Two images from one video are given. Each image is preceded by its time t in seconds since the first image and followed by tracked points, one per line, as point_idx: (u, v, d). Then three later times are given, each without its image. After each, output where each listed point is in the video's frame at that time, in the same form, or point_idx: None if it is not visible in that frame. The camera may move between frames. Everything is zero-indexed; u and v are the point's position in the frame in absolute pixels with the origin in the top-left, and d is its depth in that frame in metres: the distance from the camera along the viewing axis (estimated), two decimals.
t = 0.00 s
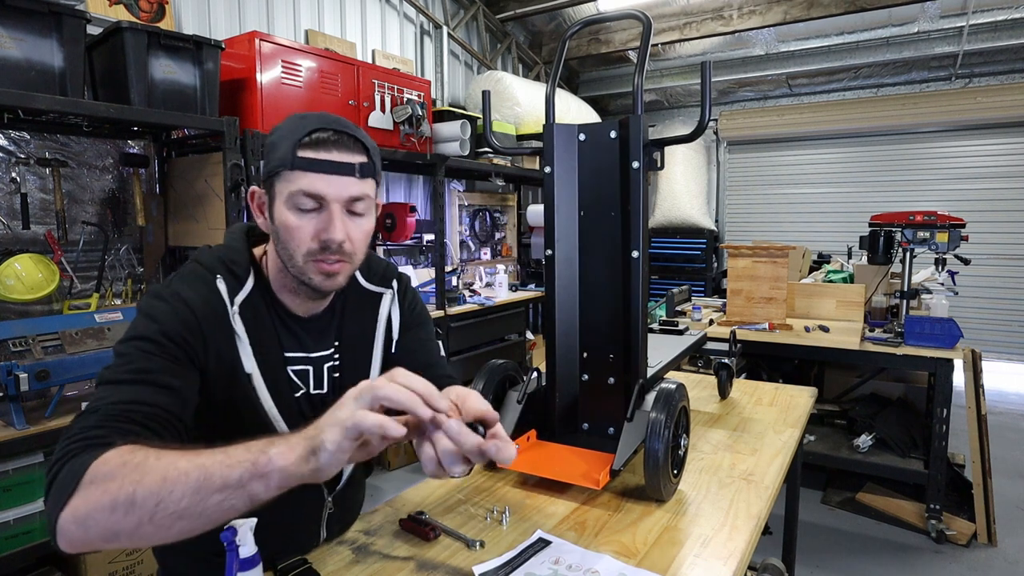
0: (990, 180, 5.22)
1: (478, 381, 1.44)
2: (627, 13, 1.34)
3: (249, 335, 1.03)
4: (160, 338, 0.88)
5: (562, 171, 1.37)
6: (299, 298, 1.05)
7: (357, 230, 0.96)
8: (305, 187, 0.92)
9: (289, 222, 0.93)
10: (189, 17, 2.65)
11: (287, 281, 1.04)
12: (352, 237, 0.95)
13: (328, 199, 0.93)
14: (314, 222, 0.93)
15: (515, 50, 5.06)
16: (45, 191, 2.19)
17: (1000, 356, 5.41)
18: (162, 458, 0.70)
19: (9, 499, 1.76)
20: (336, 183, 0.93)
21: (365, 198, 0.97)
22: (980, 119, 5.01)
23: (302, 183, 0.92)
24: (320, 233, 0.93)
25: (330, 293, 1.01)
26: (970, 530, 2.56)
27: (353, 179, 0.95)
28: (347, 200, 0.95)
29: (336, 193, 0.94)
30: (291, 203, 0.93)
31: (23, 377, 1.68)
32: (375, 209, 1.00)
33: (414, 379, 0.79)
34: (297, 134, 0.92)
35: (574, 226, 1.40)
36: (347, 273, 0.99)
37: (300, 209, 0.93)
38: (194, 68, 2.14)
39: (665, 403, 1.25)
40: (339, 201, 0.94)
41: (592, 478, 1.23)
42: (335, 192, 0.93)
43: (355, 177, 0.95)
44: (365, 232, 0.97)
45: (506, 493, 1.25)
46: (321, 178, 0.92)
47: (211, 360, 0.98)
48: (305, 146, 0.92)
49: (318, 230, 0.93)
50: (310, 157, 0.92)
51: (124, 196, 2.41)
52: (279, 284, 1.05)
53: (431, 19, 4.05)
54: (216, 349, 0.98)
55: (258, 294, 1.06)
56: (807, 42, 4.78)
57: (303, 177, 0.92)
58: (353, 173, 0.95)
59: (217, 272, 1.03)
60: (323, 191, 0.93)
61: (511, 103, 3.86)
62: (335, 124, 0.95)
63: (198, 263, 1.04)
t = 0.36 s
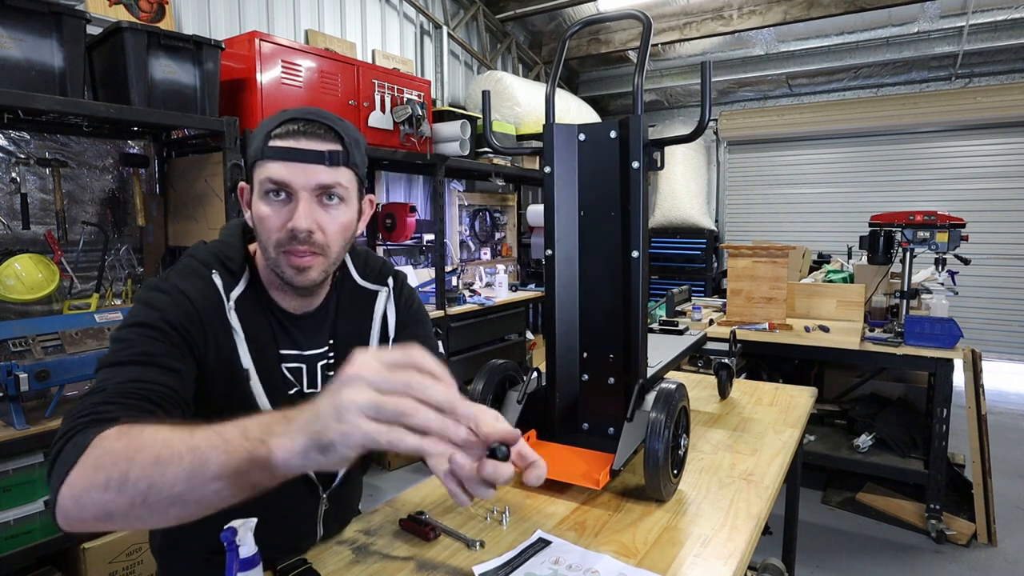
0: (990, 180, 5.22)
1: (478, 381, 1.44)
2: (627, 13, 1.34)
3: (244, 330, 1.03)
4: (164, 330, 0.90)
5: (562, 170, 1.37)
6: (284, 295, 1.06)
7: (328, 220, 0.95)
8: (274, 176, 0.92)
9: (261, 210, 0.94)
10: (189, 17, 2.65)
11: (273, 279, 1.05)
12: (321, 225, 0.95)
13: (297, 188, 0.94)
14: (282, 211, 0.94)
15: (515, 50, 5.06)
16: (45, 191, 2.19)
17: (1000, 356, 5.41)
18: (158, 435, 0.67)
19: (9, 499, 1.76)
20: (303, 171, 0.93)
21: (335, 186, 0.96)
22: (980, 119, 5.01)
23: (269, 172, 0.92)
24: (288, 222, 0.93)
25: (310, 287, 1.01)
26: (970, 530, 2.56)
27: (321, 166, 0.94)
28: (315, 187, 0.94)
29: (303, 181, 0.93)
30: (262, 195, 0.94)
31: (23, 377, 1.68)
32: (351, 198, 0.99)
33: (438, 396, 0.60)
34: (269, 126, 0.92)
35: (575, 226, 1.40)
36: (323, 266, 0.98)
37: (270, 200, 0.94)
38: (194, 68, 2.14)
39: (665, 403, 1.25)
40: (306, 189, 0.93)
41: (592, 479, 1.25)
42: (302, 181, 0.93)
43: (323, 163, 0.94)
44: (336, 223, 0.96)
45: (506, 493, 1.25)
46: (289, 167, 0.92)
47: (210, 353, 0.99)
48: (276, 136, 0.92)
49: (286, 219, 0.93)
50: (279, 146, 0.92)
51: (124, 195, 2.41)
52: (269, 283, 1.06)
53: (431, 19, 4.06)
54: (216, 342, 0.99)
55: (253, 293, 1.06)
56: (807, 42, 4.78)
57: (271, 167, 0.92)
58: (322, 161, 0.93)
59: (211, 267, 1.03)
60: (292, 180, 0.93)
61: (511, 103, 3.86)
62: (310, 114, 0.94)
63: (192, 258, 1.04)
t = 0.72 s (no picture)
0: (990, 180, 5.22)
1: (478, 381, 1.44)
2: (627, 13, 1.34)
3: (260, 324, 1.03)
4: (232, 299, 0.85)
5: (562, 170, 1.37)
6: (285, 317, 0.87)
7: (343, 230, 0.79)
8: (283, 182, 0.77)
9: (268, 220, 0.79)
10: (189, 17, 2.65)
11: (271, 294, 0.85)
12: (337, 238, 0.79)
13: (310, 196, 0.78)
14: (292, 221, 0.77)
15: (515, 50, 5.06)
16: (45, 191, 2.19)
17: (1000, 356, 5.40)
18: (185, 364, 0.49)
19: (9, 499, 1.77)
20: (317, 178, 0.77)
21: (352, 195, 0.80)
22: (980, 119, 5.01)
23: (279, 180, 0.77)
24: (299, 234, 0.77)
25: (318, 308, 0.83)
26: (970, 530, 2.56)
27: (338, 174, 0.78)
28: (331, 197, 0.79)
29: (318, 189, 0.78)
30: (270, 204, 0.78)
31: (23, 377, 1.68)
32: (368, 210, 0.84)
33: (334, 300, 0.26)
34: (279, 128, 0.78)
35: (574, 227, 1.40)
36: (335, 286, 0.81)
37: (279, 210, 0.78)
38: (194, 68, 2.14)
39: (665, 403, 1.25)
40: (320, 197, 0.78)
41: (592, 478, 1.23)
42: (317, 189, 0.77)
43: (340, 171, 0.78)
44: (352, 233, 0.80)
45: (507, 493, 1.25)
46: (302, 173, 0.76)
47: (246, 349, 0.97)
48: (287, 140, 0.77)
49: (298, 233, 0.77)
50: (290, 151, 0.77)
51: (124, 195, 2.41)
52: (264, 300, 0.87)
53: (431, 19, 4.06)
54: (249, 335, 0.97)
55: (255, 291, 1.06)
56: (807, 42, 4.78)
57: (282, 174, 0.76)
58: (338, 168, 0.78)
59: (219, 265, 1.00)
60: (305, 188, 0.77)
61: (511, 103, 3.86)
62: (323, 117, 0.80)
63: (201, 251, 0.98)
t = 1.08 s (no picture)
0: (990, 180, 5.22)
1: (478, 380, 1.44)
2: (627, 12, 1.34)
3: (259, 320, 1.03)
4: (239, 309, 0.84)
5: (562, 171, 1.37)
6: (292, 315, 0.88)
7: (357, 241, 0.80)
8: (299, 192, 0.76)
9: (283, 228, 0.78)
10: (189, 17, 2.65)
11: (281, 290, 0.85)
12: (353, 252, 0.80)
13: (327, 206, 0.78)
14: (309, 232, 0.78)
15: (515, 50, 5.06)
16: (45, 191, 2.19)
17: (1000, 356, 5.40)
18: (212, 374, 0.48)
19: (9, 499, 1.77)
20: (338, 189, 0.77)
21: (370, 208, 0.81)
22: (980, 119, 5.01)
23: (299, 188, 0.76)
24: (315, 246, 0.78)
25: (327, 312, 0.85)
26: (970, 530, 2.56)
27: (358, 186, 0.78)
28: (349, 210, 0.79)
29: (339, 201, 0.78)
30: (288, 213, 0.77)
31: (23, 377, 1.68)
32: (382, 220, 0.85)
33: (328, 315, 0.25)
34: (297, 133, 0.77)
35: (574, 227, 1.40)
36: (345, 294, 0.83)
37: (297, 219, 0.77)
38: (194, 68, 2.14)
39: (665, 403, 1.25)
40: (340, 209, 0.78)
41: (592, 478, 1.23)
42: (336, 200, 0.78)
43: (359, 182, 0.79)
44: (367, 244, 0.82)
45: (507, 493, 1.25)
46: (319, 183, 0.76)
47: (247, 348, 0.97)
48: (305, 148, 0.76)
49: (315, 243, 0.78)
50: (308, 160, 0.76)
51: (124, 195, 2.41)
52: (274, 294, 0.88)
53: (431, 19, 4.06)
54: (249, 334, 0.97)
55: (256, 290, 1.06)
56: (807, 42, 4.78)
57: (299, 182, 0.76)
58: (355, 179, 0.78)
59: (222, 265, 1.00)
60: (323, 197, 0.77)
61: (511, 103, 3.86)
62: (341, 125, 0.79)
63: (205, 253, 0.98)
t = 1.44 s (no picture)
0: (991, 180, 5.22)
1: (478, 380, 1.44)
2: (627, 13, 1.34)
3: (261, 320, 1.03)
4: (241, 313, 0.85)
5: (562, 171, 1.37)
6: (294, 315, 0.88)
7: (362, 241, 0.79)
8: (304, 191, 0.76)
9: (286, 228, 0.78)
10: (189, 16, 2.65)
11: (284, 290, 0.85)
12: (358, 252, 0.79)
13: (332, 207, 0.77)
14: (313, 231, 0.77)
15: (515, 50, 5.06)
16: (45, 191, 2.19)
17: (1000, 356, 5.40)
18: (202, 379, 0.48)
19: (9, 499, 1.77)
20: (343, 190, 0.77)
21: (376, 209, 0.80)
22: (981, 119, 5.01)
23: (303, 187, 0.76)
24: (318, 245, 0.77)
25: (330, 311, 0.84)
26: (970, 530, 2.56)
27: (363, 186, 0.78)
28: (355, 209, 0.78)
29: (344, 201, 0.77)
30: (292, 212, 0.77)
31: (23, 377, 1.68)
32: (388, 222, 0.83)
33: (271, 256, 0.26)
34: (303, 135, 0.77)
35: (574, 227, 1.40)
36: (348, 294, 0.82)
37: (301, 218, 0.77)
38: (194, 68, 2.14)
39: (666, 403, 1.25)
40: (344, 208, 0.77)
41: (591, 478, 1.23)
42: (340, 201, 0.77)
43: (364, 183, 0.78)
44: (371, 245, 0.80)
45: (507, 493, 1.25)
46: (324, 182, 0.76)
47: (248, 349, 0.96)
48: (310, 148, 0.77)
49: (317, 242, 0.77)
50: (313, 160, 0.76)
51: (124, 195, 2.41)
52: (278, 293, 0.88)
53: (431, 19, 4.06)
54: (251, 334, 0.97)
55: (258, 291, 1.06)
56: (807, 42, 4.78)
57: (304, 181, 0.76)
58: (360, 180, 0.78)
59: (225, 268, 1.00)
60: (328, 198, 0.77)
61: (511, 103, 3.86)
62: (347, 126, 0.80)
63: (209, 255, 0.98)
